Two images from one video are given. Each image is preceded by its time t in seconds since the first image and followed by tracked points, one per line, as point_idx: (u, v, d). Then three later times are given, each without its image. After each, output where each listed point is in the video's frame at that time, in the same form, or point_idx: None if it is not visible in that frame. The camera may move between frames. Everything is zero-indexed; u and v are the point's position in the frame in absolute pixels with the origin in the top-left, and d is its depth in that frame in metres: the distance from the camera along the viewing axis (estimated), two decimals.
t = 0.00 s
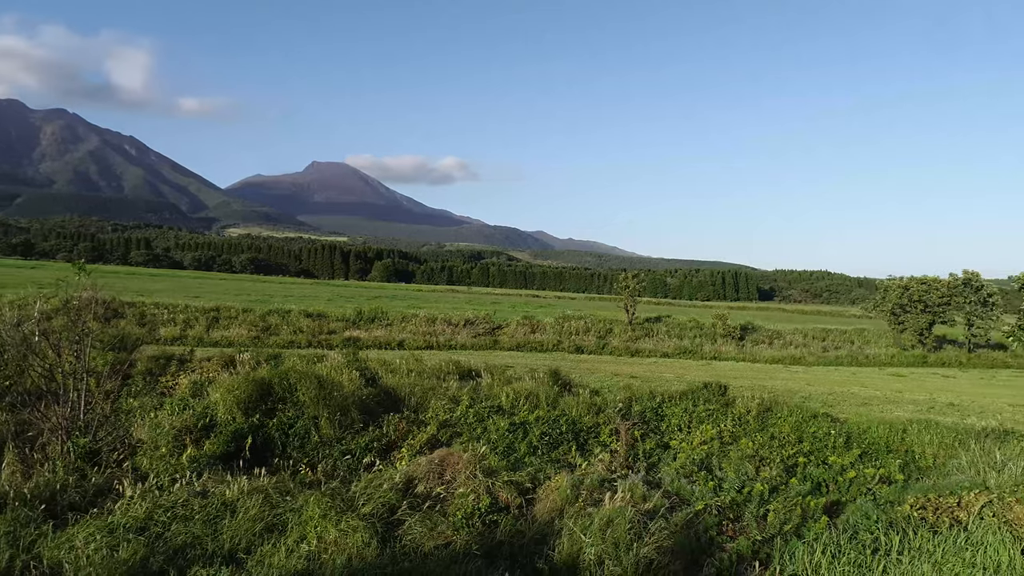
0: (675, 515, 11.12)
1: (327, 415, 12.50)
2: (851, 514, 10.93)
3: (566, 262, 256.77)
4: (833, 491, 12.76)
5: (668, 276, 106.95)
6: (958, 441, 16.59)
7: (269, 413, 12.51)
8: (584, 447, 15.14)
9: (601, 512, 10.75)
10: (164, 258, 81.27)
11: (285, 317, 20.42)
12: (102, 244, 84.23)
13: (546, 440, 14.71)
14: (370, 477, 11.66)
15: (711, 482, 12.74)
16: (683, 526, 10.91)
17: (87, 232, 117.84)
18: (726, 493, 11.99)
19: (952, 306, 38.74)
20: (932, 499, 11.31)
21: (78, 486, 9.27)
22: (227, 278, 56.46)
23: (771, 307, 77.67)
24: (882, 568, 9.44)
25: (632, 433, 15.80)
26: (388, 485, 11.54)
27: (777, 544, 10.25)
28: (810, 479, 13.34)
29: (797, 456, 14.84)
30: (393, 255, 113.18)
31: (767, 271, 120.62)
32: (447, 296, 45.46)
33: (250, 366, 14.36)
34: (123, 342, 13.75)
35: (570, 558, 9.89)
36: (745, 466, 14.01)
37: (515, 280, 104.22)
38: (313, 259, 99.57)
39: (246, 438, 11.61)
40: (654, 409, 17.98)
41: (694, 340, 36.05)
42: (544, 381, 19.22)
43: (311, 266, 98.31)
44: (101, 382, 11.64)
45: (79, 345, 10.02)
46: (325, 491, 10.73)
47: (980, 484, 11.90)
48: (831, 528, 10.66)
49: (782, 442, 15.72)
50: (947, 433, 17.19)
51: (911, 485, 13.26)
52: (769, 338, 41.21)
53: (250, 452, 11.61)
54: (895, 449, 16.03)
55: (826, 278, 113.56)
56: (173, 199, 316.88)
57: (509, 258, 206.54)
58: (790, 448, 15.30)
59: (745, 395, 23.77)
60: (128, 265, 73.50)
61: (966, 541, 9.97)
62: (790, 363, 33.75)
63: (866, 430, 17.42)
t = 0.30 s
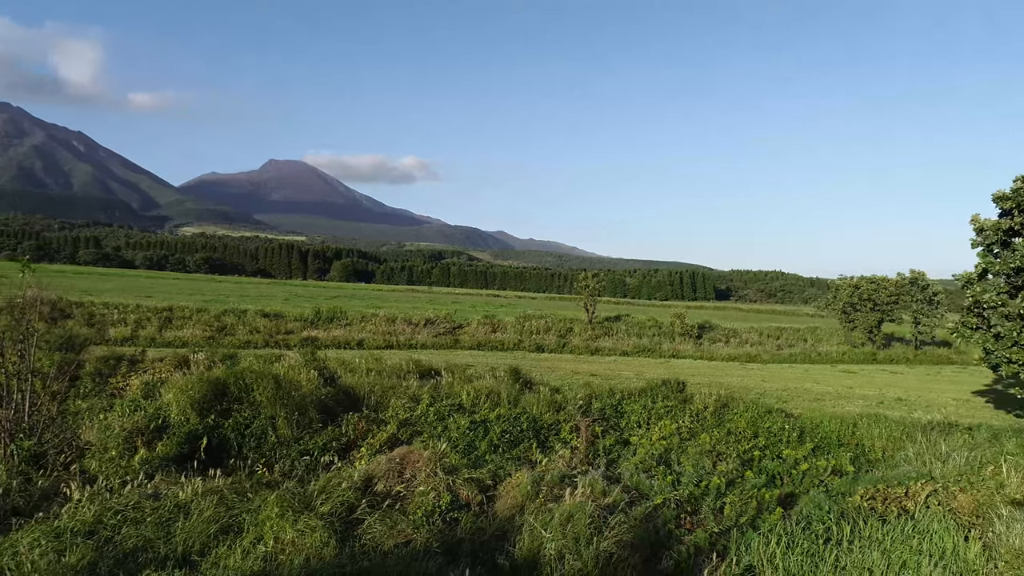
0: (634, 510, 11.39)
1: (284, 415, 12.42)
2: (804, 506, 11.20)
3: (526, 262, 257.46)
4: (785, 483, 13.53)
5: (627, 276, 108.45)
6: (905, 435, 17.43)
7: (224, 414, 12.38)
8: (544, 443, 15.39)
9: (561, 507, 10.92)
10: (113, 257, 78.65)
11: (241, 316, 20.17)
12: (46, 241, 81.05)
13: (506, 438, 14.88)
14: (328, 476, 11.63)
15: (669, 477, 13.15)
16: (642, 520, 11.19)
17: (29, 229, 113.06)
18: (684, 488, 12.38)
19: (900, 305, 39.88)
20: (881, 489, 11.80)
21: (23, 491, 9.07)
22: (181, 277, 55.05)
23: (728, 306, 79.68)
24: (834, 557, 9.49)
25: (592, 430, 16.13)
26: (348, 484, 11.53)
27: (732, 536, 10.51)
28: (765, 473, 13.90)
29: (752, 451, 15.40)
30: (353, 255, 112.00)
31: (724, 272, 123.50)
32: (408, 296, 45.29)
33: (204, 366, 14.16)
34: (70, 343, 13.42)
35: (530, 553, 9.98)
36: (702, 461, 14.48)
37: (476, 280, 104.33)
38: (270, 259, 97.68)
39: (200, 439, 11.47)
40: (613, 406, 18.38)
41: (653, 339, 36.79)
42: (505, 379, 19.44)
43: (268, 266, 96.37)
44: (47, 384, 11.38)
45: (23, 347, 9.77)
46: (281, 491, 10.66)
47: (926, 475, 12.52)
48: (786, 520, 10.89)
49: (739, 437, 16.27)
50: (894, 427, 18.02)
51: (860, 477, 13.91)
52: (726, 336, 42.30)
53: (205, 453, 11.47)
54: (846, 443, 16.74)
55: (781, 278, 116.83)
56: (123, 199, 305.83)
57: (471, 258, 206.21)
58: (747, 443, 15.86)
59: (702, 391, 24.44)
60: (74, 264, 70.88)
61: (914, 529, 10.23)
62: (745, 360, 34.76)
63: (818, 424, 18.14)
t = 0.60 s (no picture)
0: (601, 504, 11.58)
1: (247, 415, 12.33)
2: (768, 499, 11.52)
3: (494, 262, 257.53)
4: (748, 475, 14.11)
5: (594, 276, 109.41)
6: (863, 429, 18.11)
7: (185, 414, 12.24)
8: (511, 440, 15.57)
9: (529, 503, 11.09)
10: (68, 255, 76.21)
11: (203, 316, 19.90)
12: None
13: (474, 436, 15.01)
14: (293, 475, 11.58)
15: (635, 472, 13.47)
16: (609, 514, 11.39)
17: None
18: (650, 482, 12.66)
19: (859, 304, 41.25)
20: (842, 481, 12.12)
21: None
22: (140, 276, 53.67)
23: (694, 305, 81.24)
24: (795, 547, 9.71)
25: (560, 428, 16.38)
26: (313, 482, 11.52)
27: (697, 529, 10.97)
28: (730, 467, 14.32)
29: (716, 446, 15.81)
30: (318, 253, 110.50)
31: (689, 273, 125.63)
32: (376, 296, 45.05)
33: (165, 366, 13.98)
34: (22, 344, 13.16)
35: (498, 548, 10.12)
36: (668, 457, 14.87)
37: (443, 280, 104.12)
38: (233, 258, 95.79)
39: (161, 439, 11.35)
40: (580, 403, 18.67)
41: (620, 337, 37.34)
42: (473, 377, 19.57)
43: (230, 265, 94.45)
44: None
45: None
46: (244, 490, 10.59)
47: (885, 466, 12.96)
48: (750, 512, 11.22)
49: (703, 433, 16.69)
50: (853, 422, 18.71)
51: (821, 470, 14.45)
52: (691, 335, 43.14)
53: (165, 454, 11.36)
54: (807, 437, 17.32)
55: (744, 278, 119.32)
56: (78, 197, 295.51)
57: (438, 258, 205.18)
58: (711, 439, 16.28)
59: (667, 389, 24.96)
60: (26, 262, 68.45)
61: (873, 519, 10.43)
62: (710, 358, 35.55)
63: (781, 420, 18.72)
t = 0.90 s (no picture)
0: (564, 500, 11.84)
1: (206, 415, 12.21)
2: (728, 492, 11.93)
3: (460, 262, 256.78)
4: (708, 469, 14.60)
5: (558, 275, 110.24)
6: (820, 423, 18.84)
7: (142, 415, 12.07)
8: (476, 438, 15.74)
9: (493, 499, 11.27)
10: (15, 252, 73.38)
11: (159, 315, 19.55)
12: None
13: (438, 434, 15.13)
14: (254, 474, 11.53)
15: (599, 467, 13.80)
16: (573, 509, 11.66)
17: None
18: (613, 478, 12.99)
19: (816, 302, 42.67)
20: (798, 473, 12.66)
21: None
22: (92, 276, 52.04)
23: (656, 305, 82.67)
24: (755, 539, 9.71)
25: (524, 425, 16.62)
26: (274, 482, 11.49)
27: (659, 523, 11.29)
28: (691, 462, 14.78)
29: (678, 441, 16.24)
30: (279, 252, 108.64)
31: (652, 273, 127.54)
32: (340, 296, 44.67)
33: (119, 367, 13.75)
34: None
35: (461, 545, 10.26)
36: (630, 452, 15.24)
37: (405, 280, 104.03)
38: (191, 258, 93.54)
39: (115, 440, 11.21)
40: (544, 401, 18.96)
41: (584, 336, 37.88)
42: (437, 376, 19.67)
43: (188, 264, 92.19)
44: None
45: None
46: (202, 489, 10.52)
47: (840, 459, 13.51)
48: (710, 505, 11.61)
49: (665, 429, 17.14)
50: (810, 417, 19.43)
51: (780, 463, 14.99)
52: (653, 334, 43.97)
53: (120, 455, 11.22)
54: (766, 432, 17.93)
55: (706, 278, 121.68)
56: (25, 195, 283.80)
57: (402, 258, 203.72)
58: (673, 434, 16.73)
59: (631, 386, 25.47)
60: None
61: (830, 511, 10.50)
62: (672, 356, 36.35)
63: (741, 416, 19.34)
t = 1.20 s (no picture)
0: (527, 495, 12.10)
1: (162, 415, 12.10)
2: (688, 485, 12.37)
3: (423, 263, 255.34)
4: (671, 464, 15.01)
5: (522, 275, 110.81)
6: (776, 418, 19.55)
7: (95, 416, 11.89)
8: (438, 435, 15.89)
9: (456, 496, 11.45)
10: None
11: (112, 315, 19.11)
12: None
13: (401, 432, 15.22)
14: (212, 474, 11.48)
15: (561, 463, 14.11)
16: (535, 504, 11.94)
17: None
18: (575, 474, 13.31)
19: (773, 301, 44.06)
20: (758, 467, 13.18)
21: None
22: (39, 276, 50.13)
23: (619, 304, 83.86)
24: (715, 530, 9.99)
25: (487, 423, 16.82)
26: (233, 481, 11.46)
27: (621, 516, 11.61)
28: (653, 457, 15.22)
29: (639, 437, 16.67)
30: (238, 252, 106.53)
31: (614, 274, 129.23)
32: (301, 296, 44.13)
33: (70, 368, 13.47)
34: None
35: (424, 542, 10.39)
36: (592, 447, 15.60)
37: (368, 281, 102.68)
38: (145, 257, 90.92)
39: (66, 441, 11.03)
40: (507, 399, 19.21)
41: (547, 335, 38.33)
42: (399, 375, 19.70)
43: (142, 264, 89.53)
44: None
45: None
46: (158, 490, 10.45)
47: (797, 452, 14.09)
48: (670, 499, 12.02)
49: (627, 425, 17.57)
50: (767, 412, 20.13)
51: (738, 457, 15.53)
52: (615, 332, 44.73)
53: (71, 457, 11.04)
54: (725, 428, 18.54)
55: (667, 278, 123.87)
56: None
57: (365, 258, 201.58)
58: (635, 430, 17.16)
59: (594, 384, 25.94)
60: None
61: (785, 501, 10.93)
62: (634, 354, 37.07)
63: (701, 412, 19.94)
